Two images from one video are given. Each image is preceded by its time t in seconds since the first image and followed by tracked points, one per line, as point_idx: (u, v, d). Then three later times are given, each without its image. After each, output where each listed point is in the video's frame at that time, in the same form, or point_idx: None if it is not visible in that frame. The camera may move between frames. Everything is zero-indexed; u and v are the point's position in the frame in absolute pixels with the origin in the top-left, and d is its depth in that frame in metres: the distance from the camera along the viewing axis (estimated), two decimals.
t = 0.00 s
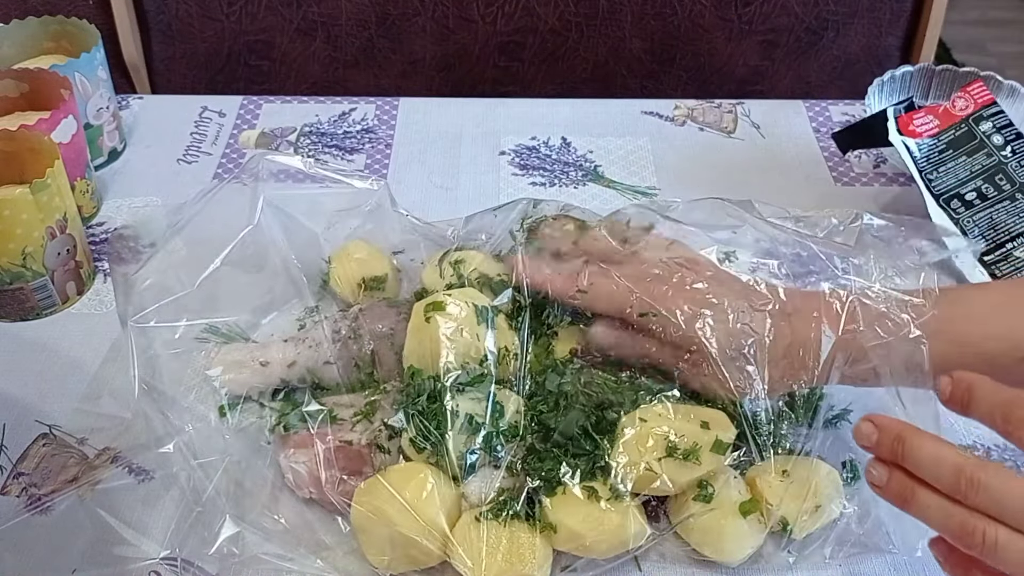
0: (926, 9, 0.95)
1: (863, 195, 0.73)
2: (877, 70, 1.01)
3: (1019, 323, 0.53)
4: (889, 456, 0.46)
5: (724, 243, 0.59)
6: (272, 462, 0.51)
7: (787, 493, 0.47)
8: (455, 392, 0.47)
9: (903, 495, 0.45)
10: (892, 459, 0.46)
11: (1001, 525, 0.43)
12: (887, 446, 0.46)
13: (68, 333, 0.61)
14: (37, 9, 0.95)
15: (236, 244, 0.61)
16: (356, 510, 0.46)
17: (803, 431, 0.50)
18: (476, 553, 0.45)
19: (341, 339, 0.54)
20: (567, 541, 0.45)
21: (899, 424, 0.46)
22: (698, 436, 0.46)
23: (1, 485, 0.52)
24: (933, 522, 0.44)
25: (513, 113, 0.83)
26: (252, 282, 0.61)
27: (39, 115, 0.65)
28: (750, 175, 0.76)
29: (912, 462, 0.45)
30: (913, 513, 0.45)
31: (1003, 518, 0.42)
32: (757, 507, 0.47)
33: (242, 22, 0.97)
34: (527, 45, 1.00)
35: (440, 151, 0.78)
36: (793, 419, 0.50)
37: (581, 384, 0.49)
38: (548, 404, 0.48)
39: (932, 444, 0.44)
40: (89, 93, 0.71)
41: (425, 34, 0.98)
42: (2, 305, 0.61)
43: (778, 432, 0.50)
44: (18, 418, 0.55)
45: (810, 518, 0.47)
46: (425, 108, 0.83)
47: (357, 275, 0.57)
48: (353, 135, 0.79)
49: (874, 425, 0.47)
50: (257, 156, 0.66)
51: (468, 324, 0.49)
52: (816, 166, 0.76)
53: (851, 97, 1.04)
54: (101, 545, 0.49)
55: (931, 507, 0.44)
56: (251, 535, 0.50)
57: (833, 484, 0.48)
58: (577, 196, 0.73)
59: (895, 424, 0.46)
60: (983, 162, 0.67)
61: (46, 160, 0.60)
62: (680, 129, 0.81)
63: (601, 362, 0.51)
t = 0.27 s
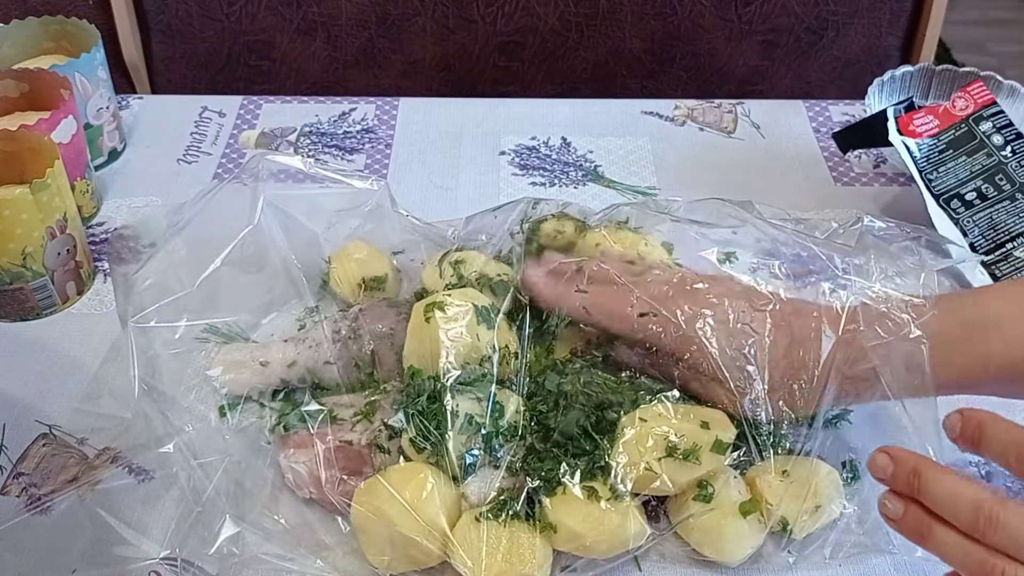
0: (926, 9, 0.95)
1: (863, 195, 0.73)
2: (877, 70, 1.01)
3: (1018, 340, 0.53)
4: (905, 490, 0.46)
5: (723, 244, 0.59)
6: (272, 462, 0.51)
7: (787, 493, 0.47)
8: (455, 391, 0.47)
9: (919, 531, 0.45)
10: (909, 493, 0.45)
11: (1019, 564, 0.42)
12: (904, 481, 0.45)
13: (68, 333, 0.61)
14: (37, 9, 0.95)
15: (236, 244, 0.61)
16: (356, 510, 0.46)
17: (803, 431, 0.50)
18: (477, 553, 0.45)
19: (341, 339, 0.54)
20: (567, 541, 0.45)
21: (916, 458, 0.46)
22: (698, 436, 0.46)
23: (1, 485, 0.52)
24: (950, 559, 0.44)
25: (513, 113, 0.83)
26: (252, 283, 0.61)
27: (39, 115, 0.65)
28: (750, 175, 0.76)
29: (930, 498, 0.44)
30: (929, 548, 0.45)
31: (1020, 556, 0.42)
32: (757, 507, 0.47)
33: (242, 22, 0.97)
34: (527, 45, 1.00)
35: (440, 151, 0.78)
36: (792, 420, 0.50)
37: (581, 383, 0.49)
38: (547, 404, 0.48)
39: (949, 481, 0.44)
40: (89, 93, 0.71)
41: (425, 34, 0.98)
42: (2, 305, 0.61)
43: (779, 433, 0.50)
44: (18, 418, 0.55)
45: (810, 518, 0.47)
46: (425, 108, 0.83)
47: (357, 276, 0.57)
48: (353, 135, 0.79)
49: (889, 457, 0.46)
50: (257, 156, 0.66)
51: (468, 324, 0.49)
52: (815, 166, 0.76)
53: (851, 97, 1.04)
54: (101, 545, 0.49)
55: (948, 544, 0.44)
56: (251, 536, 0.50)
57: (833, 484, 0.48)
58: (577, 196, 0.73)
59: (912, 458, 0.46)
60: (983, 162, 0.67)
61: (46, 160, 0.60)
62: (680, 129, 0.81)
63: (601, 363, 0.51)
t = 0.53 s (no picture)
0: (926, 9, 0.95)
1: (863, 195, 0.73)
2: (877, 70, 1.01)
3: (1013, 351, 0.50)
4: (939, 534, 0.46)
5: (723, 245, 0.59)
6: (272, 462, 0.51)
7: (787, 493, 0.47)
8: (455, 391, 0.47)
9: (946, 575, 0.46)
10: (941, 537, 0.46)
11: None
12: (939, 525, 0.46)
13: (68, 333, 0.61)
14: (37, 9, 0.95)
15: (236, 244, 0.61)
16: (356, 510, 0.46)
17: (804, 432, 0.51)
18: (477, 553, 0.45)
19: (341, 339, 0.54)
20: (567, 541, 0.45)
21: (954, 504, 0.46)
22: (698, 436, 0.46)
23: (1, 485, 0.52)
24: None
25: (513, 113, 0.83)
26: (252, 283, 0.61)
27: (39, 115, 0.65)
28: (750, 175, 0.76)
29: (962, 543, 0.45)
30: None
31: None
32: (757, 507, 0.47)
33: (242, 22, 0.97)
34: (527, 46, 1.00)
35: (440, 151, 0.78)
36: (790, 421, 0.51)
37: (582, 383, 0.48)
38: (548, 404, 0.48)
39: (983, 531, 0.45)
40: (89, 93, 0.71)
41: (425, 34, 0.98)
42: (2, 305, 0.61)
43: (778, 434, 0.50)
44: (18, 418, 0.55)
45: (810, 518, 0.47)
46: (425, 108, 0.83)
47: (357, 275, 0.57)
48: (353, 135, 0.79)
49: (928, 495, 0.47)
50: (257, 156, 0.66)
51: (467, 324, 0.49)
52: (815, 166, 0.76)
53: (851, 97, 1.04)
54: (101, 545, 0.49)
55: None
56: (251, 536, 0.50)
57: (833, 484, 0.48)
58: (577, 196, 0.73)
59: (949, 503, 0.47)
60: (983, 162, 0.67)
61: (46, 160, 0.60)
62: (680, 129, 0.81)
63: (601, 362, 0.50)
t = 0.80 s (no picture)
0: (926, 9, 0.95)
1: (863, 195, 0.73)
2: (877, 70, 1.01)
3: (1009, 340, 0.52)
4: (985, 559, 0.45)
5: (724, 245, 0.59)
6: (272, 462, 0.51)
7: (787, 493, 0.47)
8: (455, 392, 0.47)
9: None
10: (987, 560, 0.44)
11: None
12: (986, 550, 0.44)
13: (68, 333, 0.61)
14: (37, 9, 0.95)
15: (235, 244, 0.61)
16: (357, 509, 0.46)
17: (805, 432, 0.51)
18: (476, 553, 0.45)
19: (341, 339, 0.54)
20: (567, 541, 0.45)
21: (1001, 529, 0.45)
22: (699, 435, 0.46)
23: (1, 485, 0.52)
24: None
25: (513, 113, 0.83)
26: (252, 283, 0.61)
27: (39, 115, 0.65)
28: (750, 175, 0.76)
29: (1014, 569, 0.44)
30: None
31: None
32: (756, 506, 0.47)
33: (242, 22, 0.97)
34: (527, 45, 1.00)
35: (440, 151, 0.78)
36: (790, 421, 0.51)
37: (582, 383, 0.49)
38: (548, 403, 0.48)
39: None
40: (89, 93, 0.71)
41: (425, 34, 0.98)
42: (2, 305, 0.61)
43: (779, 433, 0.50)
44: (18, 418, 0.55)
45: (810, 518, 0.47)
46: (425, 108, 0.83)
47: (357, 276, 0.57)
48: (353, 135, 0.79)
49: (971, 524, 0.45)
50: (257, 156, 0.66)
51: (468, 323, 0.49)
52: (816, 166, 0.76)
53: (851, 97, 1.04)
54: (101, 545, 0.49)
55: None
56: (251, 536, 0.50)
57: (833, 485, 0.48)
58: (577, 196, 0.73)
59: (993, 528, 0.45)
60: (983, 162, 0.67)
61: (47, 160, 0.60)
62: (680, 129, 0.81)
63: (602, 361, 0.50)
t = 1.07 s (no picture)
0: (926, 9, 0.95)
1: (863, 195, 0.73)
2: (877, 70, 1.01)
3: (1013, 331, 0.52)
4: None
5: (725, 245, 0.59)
6: (272, 462, 0.51)
7: (787, 493, 0.47)
8: (456, 392, 0.48)
9: None
10: None
11: None
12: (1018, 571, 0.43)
13: (68, 333, 0.61)
14: (37, 9, 0.95)
15: (235, 244, 0.61)
16: (357, 509, 0.46)
17: (805, 432, 0.50)
18: (476, 553, 0.45)
19: (341, 339, 0.54)
20: (567, 541, 0.45)
21: None
22: (699, 435, 0.46)
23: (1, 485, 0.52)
24: None
25: (513, 113, 0.83)
26: (252, 283, 0.61)
27: (39, 115, 0.65)
28: (750, 175, 0.76)
29: None
30: None
31: None
32: (756, 506, 0.47)
33: (242, 22, 0.97)
34: (527, 45, 1.00)
35: (440, 151, 0.78)
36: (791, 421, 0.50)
37: (583, 384, 0.49)
38: (548, 403, 0.48)
39: None
40: (89, 93, 0.71)
41: (425, 34, 0.98)
42: (2, 305, 0.61)
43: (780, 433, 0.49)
44: (18, 418, 0.55)
45: (810, 517, 0.47)
46: (425, 108, 0.83)
47: (357, 276, 0.57)
48: (353, 135, 0.79)
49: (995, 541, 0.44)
50: (257, 155, 0.66)
51: (467, 323, 0.49)
52: (816, 166, 0.76)
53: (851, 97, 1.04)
54: (101, 545, 0.49)
55: None
56: (251, 536, 0.50)
57: (834, 485, 0.48)
58: (577, 196, 0.73)
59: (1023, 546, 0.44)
60: (983, 162, 0.67)
61: (47, 160, 0.60)
62: (680, 129, 0.81)
63: (602, 361, 0.50)
